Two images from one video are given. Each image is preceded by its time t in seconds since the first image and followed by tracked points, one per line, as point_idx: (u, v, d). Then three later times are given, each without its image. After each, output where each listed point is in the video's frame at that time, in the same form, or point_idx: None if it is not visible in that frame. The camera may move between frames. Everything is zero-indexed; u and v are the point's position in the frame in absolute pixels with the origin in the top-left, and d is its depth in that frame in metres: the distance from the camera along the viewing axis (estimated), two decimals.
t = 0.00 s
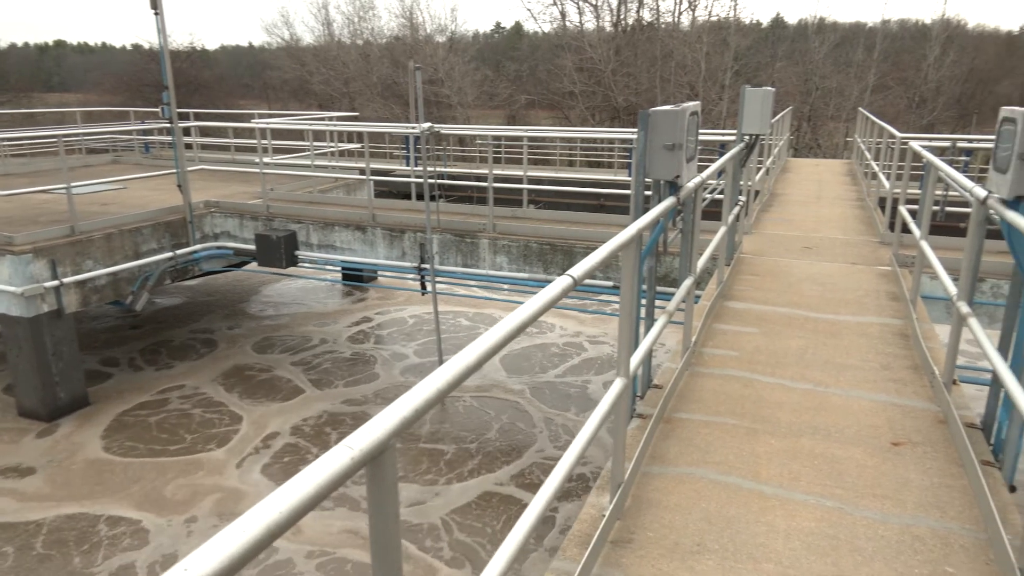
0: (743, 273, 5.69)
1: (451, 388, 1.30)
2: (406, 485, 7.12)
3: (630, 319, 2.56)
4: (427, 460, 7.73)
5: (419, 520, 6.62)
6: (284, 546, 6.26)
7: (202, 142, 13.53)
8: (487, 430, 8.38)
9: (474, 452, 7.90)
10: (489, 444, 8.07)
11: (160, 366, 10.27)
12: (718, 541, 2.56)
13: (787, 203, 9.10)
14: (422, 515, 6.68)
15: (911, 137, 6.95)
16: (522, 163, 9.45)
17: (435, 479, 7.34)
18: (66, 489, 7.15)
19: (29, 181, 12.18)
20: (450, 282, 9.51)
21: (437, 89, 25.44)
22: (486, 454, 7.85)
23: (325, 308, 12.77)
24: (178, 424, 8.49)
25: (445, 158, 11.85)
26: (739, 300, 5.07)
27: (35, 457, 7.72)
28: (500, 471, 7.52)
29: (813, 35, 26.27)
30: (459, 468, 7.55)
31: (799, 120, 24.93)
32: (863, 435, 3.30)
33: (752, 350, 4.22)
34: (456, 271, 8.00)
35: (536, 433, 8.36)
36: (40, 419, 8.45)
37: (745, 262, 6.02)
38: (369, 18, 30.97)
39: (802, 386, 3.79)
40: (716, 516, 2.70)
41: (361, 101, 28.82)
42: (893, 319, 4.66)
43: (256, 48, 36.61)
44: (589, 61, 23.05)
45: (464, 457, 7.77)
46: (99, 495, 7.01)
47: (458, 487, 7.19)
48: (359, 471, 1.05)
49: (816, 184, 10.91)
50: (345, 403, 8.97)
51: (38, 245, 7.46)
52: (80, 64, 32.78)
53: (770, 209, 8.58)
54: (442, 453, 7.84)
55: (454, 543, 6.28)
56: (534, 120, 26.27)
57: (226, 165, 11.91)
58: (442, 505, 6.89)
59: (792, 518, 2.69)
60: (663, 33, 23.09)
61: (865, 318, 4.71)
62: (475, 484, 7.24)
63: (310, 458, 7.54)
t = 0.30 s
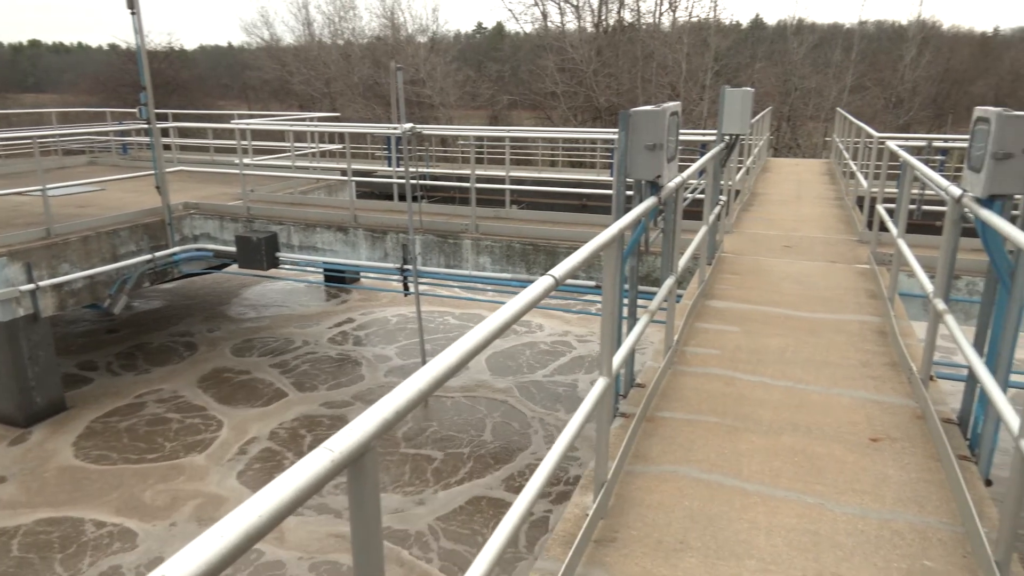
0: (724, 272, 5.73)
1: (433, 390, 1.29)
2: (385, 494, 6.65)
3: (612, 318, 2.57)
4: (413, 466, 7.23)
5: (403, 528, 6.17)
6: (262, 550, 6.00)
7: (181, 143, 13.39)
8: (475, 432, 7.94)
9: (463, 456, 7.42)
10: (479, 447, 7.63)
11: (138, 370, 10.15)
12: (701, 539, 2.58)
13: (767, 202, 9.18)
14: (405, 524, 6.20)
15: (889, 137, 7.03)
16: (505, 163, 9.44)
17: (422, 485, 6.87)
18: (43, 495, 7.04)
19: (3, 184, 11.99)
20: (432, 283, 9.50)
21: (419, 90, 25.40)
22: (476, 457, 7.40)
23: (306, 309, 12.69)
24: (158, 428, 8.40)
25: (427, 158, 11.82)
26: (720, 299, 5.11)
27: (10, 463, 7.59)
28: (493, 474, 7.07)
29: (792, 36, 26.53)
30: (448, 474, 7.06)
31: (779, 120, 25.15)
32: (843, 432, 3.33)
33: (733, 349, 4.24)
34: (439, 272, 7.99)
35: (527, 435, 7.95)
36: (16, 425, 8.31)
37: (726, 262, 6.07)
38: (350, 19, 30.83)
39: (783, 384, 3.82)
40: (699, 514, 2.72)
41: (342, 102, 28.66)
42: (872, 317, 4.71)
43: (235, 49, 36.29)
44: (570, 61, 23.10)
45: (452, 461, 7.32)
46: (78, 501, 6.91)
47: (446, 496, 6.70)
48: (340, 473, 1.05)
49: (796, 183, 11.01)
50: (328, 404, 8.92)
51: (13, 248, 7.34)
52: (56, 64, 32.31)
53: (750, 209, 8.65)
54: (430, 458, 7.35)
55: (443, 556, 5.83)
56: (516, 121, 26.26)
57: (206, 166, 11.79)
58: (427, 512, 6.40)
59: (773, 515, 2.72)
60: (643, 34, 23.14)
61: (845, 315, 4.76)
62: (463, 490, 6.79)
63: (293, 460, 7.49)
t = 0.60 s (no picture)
0: (705, 271, 5.78)
1: (414, 391, 1.29)
2: (370, 499, 6.55)
3: (594, 317, 2.58)
4: (397, 466, 7.21)
5: (390, 533, 6.09)
6: (243, 555, 5.88)
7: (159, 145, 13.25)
8: (463, 435, 7.84)
9: (454, 461, 7.31)
10: (467, 449, 7.56)
11: (117, 374, 10.03)
12: (684, 536, 2.59)
13: (747, 201, 9.26)
14: (394, 531, 6.09)
15: (865, 136, 7.13)
16: (487, 163, 9.43)
17: (407, 487, 6.84)
18: (19, 501, 6.93)
19: None
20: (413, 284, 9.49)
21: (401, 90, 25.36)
22: (465, 460, 7.34)
23: (288, 311, 12.61)
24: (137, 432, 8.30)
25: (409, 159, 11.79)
26: (702, 298, 5.14)
27: None
28: (482, 480, 6.94)
29: (771, 37, 26.78)
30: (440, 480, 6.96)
31: (758, 121, 25.38)
32: (823, 428, 3.37)
33: (714, 347, 4.27)
34: (421, 273, 7.96)
35: (516, 438, 7.85)
36: None
37: (707, 261, 6.11)
38: (331, 19, 30.69)
39: (764, 381, 3.86)
40: (682, 512, 2.74)
41: (322, 103, 28.50)
42: (851, 315, 4.76)
43: (214, 49, 35.97)
44: (552, 62, 23.13)
45: (443, 467, 7.19)
46: (55, 507, 6.81)
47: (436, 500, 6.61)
48: (321, 475, 1.04)
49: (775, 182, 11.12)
50: (310, 406, 8.86)
51: None
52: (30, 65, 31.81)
53: (730, 208, 8.72)
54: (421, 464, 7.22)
55: (434, 564, 5.72)
56: (498, 121, 26.28)
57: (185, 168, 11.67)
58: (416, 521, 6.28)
59: (755, 511, 2.74)
60: (624, 34, 23.27)
61: (824, 313, 4.82)
62: (451, 495, 6.67)
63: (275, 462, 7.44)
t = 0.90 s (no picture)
0: (684, 270, 5.82)
1: (392, 393, 1.28)
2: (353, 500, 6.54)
3: (574, 318, 2.58)
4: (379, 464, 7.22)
5: (372, 534, 6.07)
6: (223, 560, 5.83)
7: (134, 146, 13.08)
8: (452, 442, 7.69)
9: (437, 464, 7.26)
10: (455, 457, 7.43)
11: (92, 379, 9.88)
12: (665, 534, 2.61)
13: (724, 201, 9.36)
14: (378, 540, 5.99)
15: (840, 136, 7.22)
16: (467, 164, 9.42)
17: (389, 488, 6.82)
18: None
19: None
20: (394, 285, 9.47)
21: (379, 91, 25.30)
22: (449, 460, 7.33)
23: (267, 314, 12.51)
24: (113, 437, 8.18)
25: (388, 160, 11.75)
26: (681, 297, 5.18)
27: None
28: (465, 481, 6.94)
29: (747, 38, 27.07)
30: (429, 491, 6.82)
31: (736, 121, 25.62)
32: (800, 425, 3.40)
33: (694, 346, 4.31)
34: (401, 275, 7.93)
35: (504, 441, 7.74)
36: None
37: (687, 260, 6.16)
38: (308, 19, 30.52)
39: (742, 379, 3.89)
40: (663, 510, 2.75)
41: (300, 103, 28.35)
42: (827, 313, 4.82)
43: (190, 49, 35.60)
44: (531, 63, 23.15)
45: (432, 478, 7.04)
46: (29, 514, 6.69)
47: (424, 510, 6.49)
48: (299, 479, 1.04)
49: (752, 182, 11.23)
50: (290, 408, 8.80)
51: None
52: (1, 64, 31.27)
53: (709, 208, 8.81)
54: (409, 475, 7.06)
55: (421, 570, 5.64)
56: (477, 122, 26.29)
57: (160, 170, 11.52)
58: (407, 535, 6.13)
59: (734, 508, 2.77)
60: (603, 35, 23.34)
61: (801, 311, 4.88)
62: (434, 496, 6.69)
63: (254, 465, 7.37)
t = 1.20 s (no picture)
0: (660, 270, 5.86)
1: (366, 396, 1.28)
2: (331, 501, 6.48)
3: (550, 317, 2.58)
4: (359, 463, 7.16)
5: (353, 533, 6.02)
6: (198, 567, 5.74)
7: (103, 149, 12.87)
8: (440, 449, 7.42)
9: (419, 462, 7.22)
10: (442, 465, 7.17)
11: (61, 386, 9.69)
12: (642, 532, 2.63)
13: (699, 201, 9.44)
14: (361, 548, 5.80)
15: (810, 137, 7.32)
16: (442, 165, 9.40)
17: (371, 485, 6.77)
18: None
19: None
20: (370, 287, 9.42)
21: (354, 92, 25.16)
22: (430, 458, 7.29)
23: (241, 317, 12.37)
24: (84, 444, 8.02)
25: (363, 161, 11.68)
26: (657, 296, 5.22)
27: None
28: (447, 478, 6.91)
29: (720, 39, 27.36)
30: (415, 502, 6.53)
31: (710, 121, 25.85)
32: (774, 422, 3.45)
33: (669, 345, 4.34)
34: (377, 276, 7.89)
35: (486, 439, 7.68)
36: None
37: (662, 259, 6.21)
38: (281, 19, 30.29)
39: (717, 377, 3.93)
40: (640, 508, 2.77)
41: (274, 104, 28.10)
42: (800, 310, 4.89)
43: (160, 49, 35.13)
44: (506, 63, 23.16)
45: (419, 488, 6.77)
46: None
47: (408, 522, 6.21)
48: (271, 484, 1.03)
49: (726, 182, 11.34)
50: (266, 411, 8.70)
51: None
52: None
53: (683, 207, 8.89)
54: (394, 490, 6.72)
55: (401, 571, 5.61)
56: (453, 123, 26.24)
57: (130, 172, 11.34)
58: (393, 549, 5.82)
59: (710, 505, 2.79)
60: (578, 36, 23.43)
61: (775, 309, 4.94)
62: (415, 494, 6.66)
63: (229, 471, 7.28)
